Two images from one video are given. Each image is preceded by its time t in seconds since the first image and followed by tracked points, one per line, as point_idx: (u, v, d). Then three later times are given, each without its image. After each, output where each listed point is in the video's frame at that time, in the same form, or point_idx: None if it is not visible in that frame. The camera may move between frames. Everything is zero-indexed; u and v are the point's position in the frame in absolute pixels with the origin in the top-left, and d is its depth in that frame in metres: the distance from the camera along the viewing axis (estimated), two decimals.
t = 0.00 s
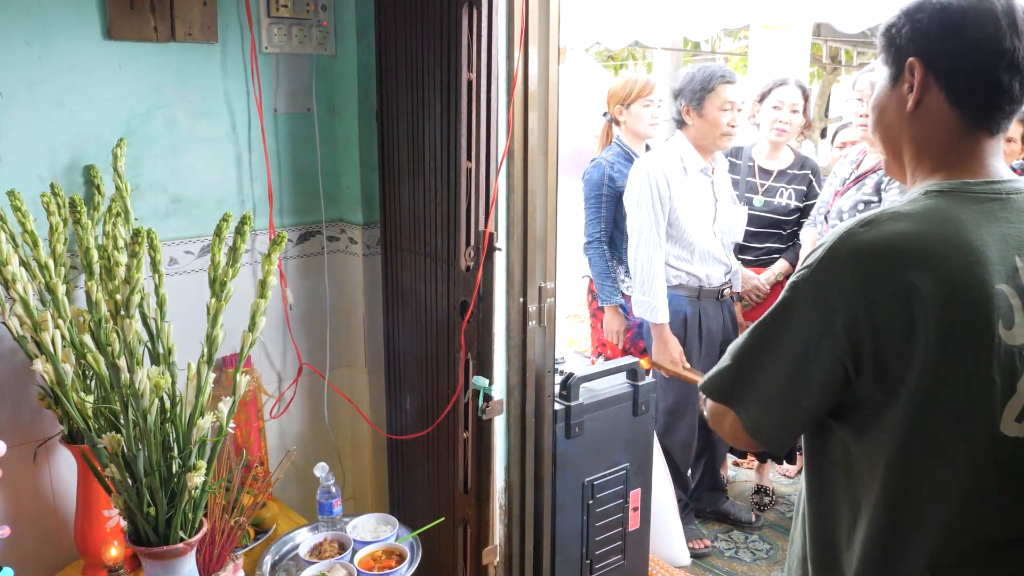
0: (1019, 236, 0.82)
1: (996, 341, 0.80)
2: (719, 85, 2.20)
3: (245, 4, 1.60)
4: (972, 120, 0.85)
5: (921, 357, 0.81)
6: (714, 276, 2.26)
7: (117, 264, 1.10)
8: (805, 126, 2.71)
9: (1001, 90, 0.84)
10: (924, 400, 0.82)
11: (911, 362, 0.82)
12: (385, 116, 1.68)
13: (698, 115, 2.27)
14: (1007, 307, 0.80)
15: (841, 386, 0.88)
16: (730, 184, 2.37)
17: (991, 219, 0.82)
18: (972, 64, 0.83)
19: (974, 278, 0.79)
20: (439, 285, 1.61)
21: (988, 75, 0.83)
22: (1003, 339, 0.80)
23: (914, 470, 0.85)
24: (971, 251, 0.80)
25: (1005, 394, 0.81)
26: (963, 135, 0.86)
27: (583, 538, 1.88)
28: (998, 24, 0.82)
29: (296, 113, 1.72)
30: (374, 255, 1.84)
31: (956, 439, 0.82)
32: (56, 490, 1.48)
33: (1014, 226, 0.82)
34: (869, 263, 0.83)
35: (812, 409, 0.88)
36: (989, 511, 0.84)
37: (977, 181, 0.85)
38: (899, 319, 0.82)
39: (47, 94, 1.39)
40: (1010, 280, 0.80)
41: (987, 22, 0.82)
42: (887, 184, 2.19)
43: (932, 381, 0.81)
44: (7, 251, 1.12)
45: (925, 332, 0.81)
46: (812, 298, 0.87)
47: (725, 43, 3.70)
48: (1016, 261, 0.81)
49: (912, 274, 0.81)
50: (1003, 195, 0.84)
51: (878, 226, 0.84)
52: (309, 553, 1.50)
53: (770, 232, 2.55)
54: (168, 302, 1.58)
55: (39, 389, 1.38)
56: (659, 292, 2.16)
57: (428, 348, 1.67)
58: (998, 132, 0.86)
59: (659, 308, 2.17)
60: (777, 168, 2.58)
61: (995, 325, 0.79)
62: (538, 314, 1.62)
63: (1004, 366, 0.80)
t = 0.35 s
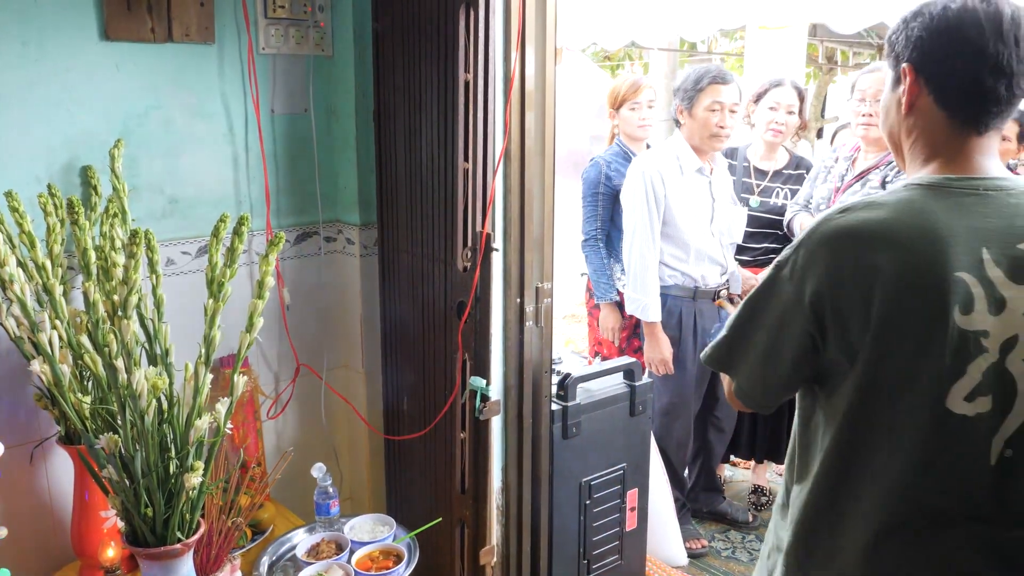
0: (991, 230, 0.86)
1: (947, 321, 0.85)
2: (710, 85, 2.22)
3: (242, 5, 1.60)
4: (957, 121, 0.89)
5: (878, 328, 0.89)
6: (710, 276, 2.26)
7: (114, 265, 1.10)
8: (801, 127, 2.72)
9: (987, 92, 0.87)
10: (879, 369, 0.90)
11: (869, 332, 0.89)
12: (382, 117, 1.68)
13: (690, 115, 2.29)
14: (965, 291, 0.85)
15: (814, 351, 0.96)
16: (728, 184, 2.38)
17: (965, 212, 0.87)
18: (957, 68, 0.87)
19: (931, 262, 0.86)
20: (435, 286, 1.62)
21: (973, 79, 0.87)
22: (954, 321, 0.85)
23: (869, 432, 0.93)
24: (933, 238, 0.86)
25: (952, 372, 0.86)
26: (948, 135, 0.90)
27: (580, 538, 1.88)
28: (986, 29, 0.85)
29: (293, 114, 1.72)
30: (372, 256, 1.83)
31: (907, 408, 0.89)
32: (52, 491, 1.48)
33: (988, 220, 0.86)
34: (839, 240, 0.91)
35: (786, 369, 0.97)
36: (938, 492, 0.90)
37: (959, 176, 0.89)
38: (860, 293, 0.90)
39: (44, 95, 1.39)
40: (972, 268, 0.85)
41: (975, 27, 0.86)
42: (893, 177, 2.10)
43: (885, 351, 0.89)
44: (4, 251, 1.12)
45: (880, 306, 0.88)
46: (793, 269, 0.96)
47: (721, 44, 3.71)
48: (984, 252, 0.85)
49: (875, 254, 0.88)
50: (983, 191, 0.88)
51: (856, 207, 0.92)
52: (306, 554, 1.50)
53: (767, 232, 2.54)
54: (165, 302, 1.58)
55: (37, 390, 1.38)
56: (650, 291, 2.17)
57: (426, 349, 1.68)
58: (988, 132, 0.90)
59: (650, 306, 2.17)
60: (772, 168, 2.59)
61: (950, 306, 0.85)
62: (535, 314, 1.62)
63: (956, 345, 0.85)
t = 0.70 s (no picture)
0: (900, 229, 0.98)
1: (858, 309, 1.00)
2: (706, 87, 2.22)
3: (241, 7, 1.60)
4: (874, 128, 1.02)
5: (796, 313, 1.05)
6: (709, 277, 2.26)
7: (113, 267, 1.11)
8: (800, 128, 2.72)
9: (891, 103, 0.99)
10: (806, 352, 1.07)
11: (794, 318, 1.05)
12: (380, 118, 1.68)
13: (686, 117, 2.29)
14: (874, 284, 0.99)
15: (759, 329, 1.12)
16: (727, 186, 2.39)
17: (874, 213, 0.99)
18: (866, 82, 1.00)
19: (836, 259, 1.01)
20: (434, 287, 1.62)
21: (878, 93, 1.00)
22: (866, 308, 1.00)
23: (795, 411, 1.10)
24: (840, 238, 1.01)
25: (863, 352, 1.01)
26: (868, 142, 1.03)
27: (579, 539, 1.88)
28: (881, 50, 0.98)
29: (292, 116, 1.73)
30: (370, 257, 1.82)
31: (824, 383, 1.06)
32: (52, 493, 1.48)
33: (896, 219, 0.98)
34: (767, 239, 1.08)
35: (738, 351, 1.14)
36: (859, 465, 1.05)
37: (875, 178, 1.01)
38: (782, 285, 1.07)
39: (43, 98, 1.40)
40: (879, 264, 0.99)
41: (873, 48, 0.98)
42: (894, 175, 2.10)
43: (800, 334, 1.06)
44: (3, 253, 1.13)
45: (791, 296, 1.06)
46: (738, 261, 1.13)
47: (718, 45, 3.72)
48: (891, 249, 0.98)
49: (791, 252, 1.05)
50: (895, 191, 0.99)
51: (784, 209, 1.07)
52: (304, 555, 1.51)
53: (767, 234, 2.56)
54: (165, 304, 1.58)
55: (36, 391, 1.38)
56: (652, 291, 2.17)
57: (424, 351, 1.68)
58: (907, 134, 1.00)
59: (650, 308, 2.17)
60: (770, 169, 2.59)
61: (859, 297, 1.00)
62: (534, 315, 1.61)
63: (866, 329, 1.00)
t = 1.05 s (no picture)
0: (845, 225, 1.09)
1: (809, 300, 1.11)
2: (711, 93, 2.22)
3: (241, 13, 1.61)
4: (826, 131, 1.14)
5: (757, 302, 1.18)
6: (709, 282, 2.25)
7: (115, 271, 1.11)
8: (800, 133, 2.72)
9: (835, 107, 1.11)
10: (768, 345, 1.17)
11: (754, 308, 1.18)
12: (381, 123, 1.69)
13: (690, 124, 2.29)
14: (821, 277, 1.10)
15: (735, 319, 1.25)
16: (726, 191, 2.39)
17: (824, 211, 1.11)
18: (821, 90, 1.12)
19: (788, 255, 1.13)
20: (434, 292, 1.63)
21: (828, 100, 1.12)
22: (816, 300, 1.11)
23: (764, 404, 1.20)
24: (790, 235, 1.13)
25: (817, 343, 1.12)
26: (821, 143, 1.15)
27: (578, 544, 1.88)
28: (826, 60, 1.11)
29: (292, 121, 1.73)
30: (370, 262, 1.83)
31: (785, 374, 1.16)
32: (51, 497, 1.48)
33: (843, 216, 1.09)
34: (732, 238, 1.21)
35: (718, 338, 1.28)
36: (827, 454, 1.14)
37: (827, 180, 1.13)
38: (744, 279, 1.19)
39: (44, 103, 1.40)
40: (826, 258, 1.10)
41: (819, 59, 1.12)
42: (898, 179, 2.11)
43: (760, 323, 1.18)
44: (5, 257, 1.13)
45: (751, 289, 1.18)
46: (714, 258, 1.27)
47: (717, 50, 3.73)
48: (836, 244, 1.09)
49: (751, 250, 1.17)
50: (842, 191, 1.10)
51: (750, 210, 1.20)
52: (305, 560, 1.51)
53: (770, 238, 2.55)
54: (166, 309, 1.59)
55: (37, 395, 1.38)
56: (653, 297, 2.17)
57: (425, 356, 1.68)
58: (855, 135, 1.12)
59: (652, 313, 2.17)
60: (771, 175, 2.59)
61: (808, 287, 1.11)
62: (534, 320, 1.61)
63: (818, 318, 1.11)
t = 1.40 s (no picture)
0: (885, 233, 1.15)
1: (844, 301, 1.17)
2: (709, 104, 2.23)
3: (242, 20, 1.62)
4: (873, 146, 1.20)
5: (797, 299, 1.23)
6: (705, 290, 2.27)
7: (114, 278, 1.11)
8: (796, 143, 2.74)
9: (890, 125, 1.17)
10: (802, 342, 1.24)
11: (795, 304, 1.24)
12: (380, 131, 1.70)
13: (688, 133, 2.30)
14: (858, 280, 1.16)
15: (774, 315, 1.31)
16: (722, 200, 2.40)
17: (869, 219, 1.17)
18: (873, 106, 1.19)
19: (827, 253, 1.19)
20: (432, 299, 1.63)
21: (879, 116, 1.18)
22: (852, 301, 1.17)
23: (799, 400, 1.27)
24: (832, 235, 1.19)
25: (850, 343, 1.18)
26: (870, 157, 1.20)
27: (576, 551, 1.88)
28: (884, 80, 1.17)
29: (292, 128, 1.74)
30: (369, 269, 1.84)
31: (818, 370, 1.22)
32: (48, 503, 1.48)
33: (886, 226, 1.15)
34: (775, 234, 1.27)
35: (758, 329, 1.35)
36: (856, 453, 1.22)
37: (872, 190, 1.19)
38: (781, 274, 1.25)
39: (44, 109, 1.41)
40: (865, 262, 1.16)
41: (878, 78, 1.18)
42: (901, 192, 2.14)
43: (795, 317, 1.25)
44: (5, 263, 1.13)
45: (790, 282, 1.24)
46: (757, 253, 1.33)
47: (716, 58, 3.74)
48: (876, 249, 1.15)
49: (792, 246, 1.24)
50: (885, 200, 1.17)
51: (795, 210, 1.26)
52: (301, 567, 1.50)
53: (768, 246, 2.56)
54: (164, 315, 1.59)
55: (35, 401, 1.38)
56: (650, 304, 2.17)
57: (423, 363, 1.68)
58: (905, 153, 1.18)
59: (649, 320, 2.17)
60: (769, 183, 2.59)
61: (847, 290, 1.17)
62: (531, 327, 1.61)
63: (854, 319, 1.17)
